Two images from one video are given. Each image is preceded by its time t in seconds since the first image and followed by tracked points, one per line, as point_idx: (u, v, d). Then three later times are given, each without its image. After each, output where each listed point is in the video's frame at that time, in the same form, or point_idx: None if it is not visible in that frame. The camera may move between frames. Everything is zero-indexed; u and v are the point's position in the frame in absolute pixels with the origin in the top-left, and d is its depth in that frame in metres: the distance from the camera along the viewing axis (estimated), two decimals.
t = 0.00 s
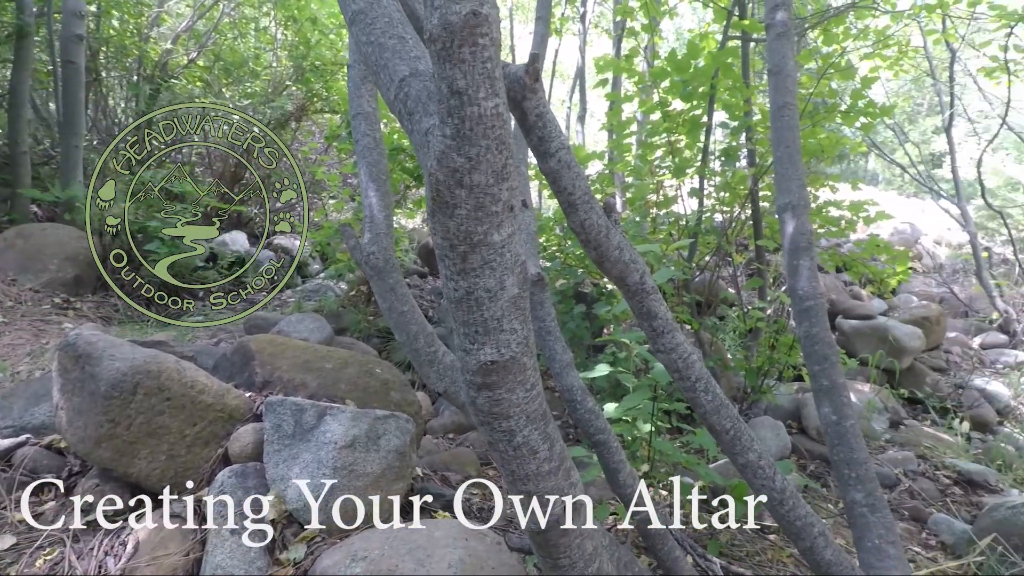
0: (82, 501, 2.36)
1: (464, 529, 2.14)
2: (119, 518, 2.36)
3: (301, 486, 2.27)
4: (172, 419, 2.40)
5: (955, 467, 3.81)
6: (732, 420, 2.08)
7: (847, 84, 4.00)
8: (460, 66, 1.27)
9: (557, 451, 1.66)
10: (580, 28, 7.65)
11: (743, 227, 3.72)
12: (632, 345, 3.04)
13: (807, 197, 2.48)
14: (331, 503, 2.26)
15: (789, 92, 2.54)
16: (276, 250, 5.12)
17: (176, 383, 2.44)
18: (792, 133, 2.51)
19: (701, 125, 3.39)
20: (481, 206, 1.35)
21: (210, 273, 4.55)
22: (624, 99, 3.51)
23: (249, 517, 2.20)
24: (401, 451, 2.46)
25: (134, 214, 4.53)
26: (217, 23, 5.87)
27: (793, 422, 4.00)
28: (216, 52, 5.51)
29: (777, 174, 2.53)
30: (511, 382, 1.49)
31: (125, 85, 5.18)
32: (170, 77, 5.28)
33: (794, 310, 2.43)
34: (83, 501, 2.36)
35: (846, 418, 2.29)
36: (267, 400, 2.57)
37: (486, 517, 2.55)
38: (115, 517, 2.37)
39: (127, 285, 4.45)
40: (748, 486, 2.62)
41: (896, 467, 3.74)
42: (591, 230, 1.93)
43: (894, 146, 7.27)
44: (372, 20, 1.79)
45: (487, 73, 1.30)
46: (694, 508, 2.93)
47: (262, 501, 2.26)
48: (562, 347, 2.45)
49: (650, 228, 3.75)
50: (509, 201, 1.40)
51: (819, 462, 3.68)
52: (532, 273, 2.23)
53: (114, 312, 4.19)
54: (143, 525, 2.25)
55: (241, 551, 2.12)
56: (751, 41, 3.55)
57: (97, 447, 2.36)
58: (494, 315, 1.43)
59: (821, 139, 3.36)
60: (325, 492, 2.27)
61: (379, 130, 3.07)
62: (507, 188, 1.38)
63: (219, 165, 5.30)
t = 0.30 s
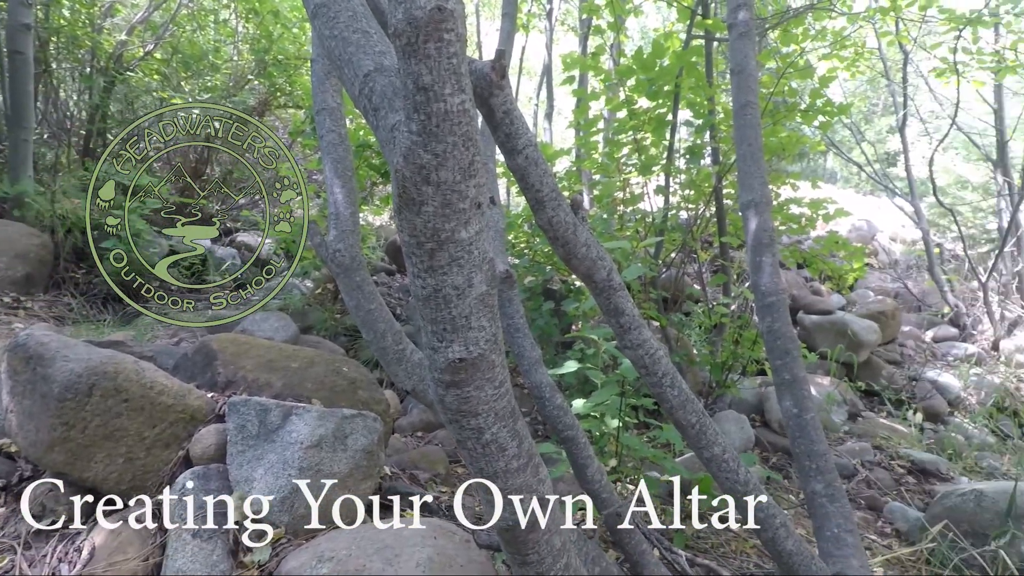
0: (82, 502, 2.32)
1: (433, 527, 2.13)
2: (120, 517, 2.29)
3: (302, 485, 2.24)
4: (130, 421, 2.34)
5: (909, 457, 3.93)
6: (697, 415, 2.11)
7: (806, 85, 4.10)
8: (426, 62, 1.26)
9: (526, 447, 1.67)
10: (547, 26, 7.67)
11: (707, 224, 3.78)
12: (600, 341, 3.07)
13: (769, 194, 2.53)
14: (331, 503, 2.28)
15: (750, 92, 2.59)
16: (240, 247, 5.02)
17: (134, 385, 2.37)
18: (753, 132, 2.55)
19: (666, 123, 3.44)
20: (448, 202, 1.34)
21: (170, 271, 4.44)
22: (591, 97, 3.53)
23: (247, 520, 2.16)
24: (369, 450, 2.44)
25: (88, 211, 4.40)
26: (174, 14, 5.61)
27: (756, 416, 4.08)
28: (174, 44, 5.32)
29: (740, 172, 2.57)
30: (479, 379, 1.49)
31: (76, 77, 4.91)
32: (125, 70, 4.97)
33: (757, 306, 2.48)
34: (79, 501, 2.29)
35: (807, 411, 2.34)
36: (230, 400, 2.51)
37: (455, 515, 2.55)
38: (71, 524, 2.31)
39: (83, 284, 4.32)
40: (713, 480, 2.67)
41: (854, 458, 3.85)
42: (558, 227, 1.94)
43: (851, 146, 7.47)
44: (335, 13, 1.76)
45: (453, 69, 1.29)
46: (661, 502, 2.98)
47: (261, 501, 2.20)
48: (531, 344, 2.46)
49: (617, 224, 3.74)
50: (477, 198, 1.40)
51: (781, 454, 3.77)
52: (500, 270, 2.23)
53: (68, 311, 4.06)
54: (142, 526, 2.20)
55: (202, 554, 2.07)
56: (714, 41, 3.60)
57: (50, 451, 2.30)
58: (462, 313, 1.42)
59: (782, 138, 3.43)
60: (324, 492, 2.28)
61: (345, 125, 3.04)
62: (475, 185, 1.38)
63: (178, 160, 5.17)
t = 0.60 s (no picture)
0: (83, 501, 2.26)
1: (406, 527, 2.12)
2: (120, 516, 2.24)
3: (302, 485, 2.26)
4: (91, 425, 2.28)
5: (872, 448, 4.03)
6: (668, 410, 2.13)
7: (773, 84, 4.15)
8: (396, 57, 1.25)
9: (499, 445, 1.66)
10: (518, 23, 7.65)
11: (678, 221, 3.83)
12: (573, 337, 3.08)
13: (738, 192, 2.56)
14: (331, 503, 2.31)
15: (719, 90, 2.62)
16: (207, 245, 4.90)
17: (96, 387, 2.30)
18: (722, 130, 2.58)
19: (638, 121, 3.46)
20: (419, 199, 1.33)
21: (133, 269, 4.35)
22: (563, 95, 3.53)
23: (249, 519, 2.15)
24: (340, 450, 2.42)
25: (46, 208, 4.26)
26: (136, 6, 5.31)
27: (725, 410, 4.14)
28: (135, 36, 5.09)
29: (709, 169, 2.60)
30: (452, 378, 1.48)
31: (32, 69, 4.68)
32: (85, 62, 4.83)
33: (726, 302, 2.51)
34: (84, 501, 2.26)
35: (775, 405, 2.38)
36: (197, 401, 2.47)
37: (427, 513, 2.55)
38: (28, 530, 2.24)
39: (41, 283, 4.19)
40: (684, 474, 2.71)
41: (820, 450, 3.94)
42: (531, 225, 1.93)
43: (816, 145, 7.62)
44: (302, 6, 1.73)
45: (423, 64, 1.27)
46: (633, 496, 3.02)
47: (261, 501, 2.18)
48: (504, 341, 2.46)
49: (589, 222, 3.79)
50: (448, 195, 1.38)
51: (750, 448, 3.84)
52: (473, 268, 2.22)
53: (26, 311, 3.94)
54: (143, 526, 2.11)
55: (168, 560, 2.01)
56: (684, 40, 3.63)
57: (6, 456, 2.22)
58: (434, 311, 1.41)
59: (750, 136, 3.49)
60: (325, 492, 2.31)
61: (314, 121, 2.99)
62: (446, 182, 1.37)
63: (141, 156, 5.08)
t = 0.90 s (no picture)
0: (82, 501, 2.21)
1: (385, 525, 2.11)
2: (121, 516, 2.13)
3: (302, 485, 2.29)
4: (61, 425, 2.24)
5: (845, 441, 4.10)
6: (648, 406, 2.14)
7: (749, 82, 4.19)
8: (372, 51, 1.23)
9: (478, 443, 1.66)
10: (497, 19, 7.64)
11: (656, 218, 3.85)
12: (553, 334, 3.09)
13: (715, 188, 2.58)
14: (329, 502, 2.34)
15: (696, 88, 2.64)
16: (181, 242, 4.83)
17: (65, 386, 2.27)
18: (699, 127, 2.60)
19: (616, 118, 3.48)
20: (397, 196, 1.32)
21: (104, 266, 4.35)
22: (541, 91, 3.53)
23: (248, 519, 2.14)
24: (319, 448, 2.40)
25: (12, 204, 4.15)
26: None
27: (703, 405, 4.18)
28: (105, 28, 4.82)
29: (687, 166, 2.61)
30: (431, 376, 1.47)
31: None
32: (52, 55, 4.69)
33: (704, 298, 2.53)
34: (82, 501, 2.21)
35: (752, 400, 2.41)
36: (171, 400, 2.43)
37: (407, 511, 2.54)
38: None
39: (8, 281, 4.08)
40: (663, 469, 2.74)
41: (795, 443, 3.99)
42: (510, 222, 1.93)
43: (791, 142, 7.71)
44: None
45: (400, 60, 1.26)
46: (612, 491, 3.05)
47: (261, 501, 2.18)
48: (484, 338, 2.45)
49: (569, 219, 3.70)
50: (426, 192, 1.38)
51: (727, 442, 3.88)
52: (452, 265, 2.22)
53: None
54: (144, 526, 2.08)
55: (141, 562, 1.97)
56: (661, 37, 3.65)
57: None
58: (412, 309, 1.40)
59: (727, 133, 3.52)
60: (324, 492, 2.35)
61: (289, 116, 2.96)
62: (424, 179, 1.36)
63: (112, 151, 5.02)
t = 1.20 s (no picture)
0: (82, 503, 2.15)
1: (373, 525, 2.10)
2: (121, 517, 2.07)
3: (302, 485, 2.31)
4: (44, 426, 2.22)
5: (830, 437, 4.15)
6: (636, 403, 2.14)
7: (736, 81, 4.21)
8: (360, 48, 1.22)
9: (467, 441, 1.65)
10: (486, 16, 7.63)
11: (644, 216, 3.87)
12: (542, 332, 3.10)
13: (703, 187, 2.59)
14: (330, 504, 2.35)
15: (683, 87, 2.64)
16: (166, 241, 4.78)
17: (47, 387, 2.25)
18: (687, 126, 2.61)
19: (604, 116, 3.48)
20: (384, 194, 1.31)
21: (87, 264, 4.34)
22: (530, 89, 3.52)
23: (249, 519, 2.14)
24: (306, 448, 2.39)
25: None
26: None
27: (691, 402, 4.20)
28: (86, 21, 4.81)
29: (674, 164, 2.62)
30: (420, 374, 1.47)
31: None
32: (33, 49, 4.59)
33: (692, 296, 2.53)
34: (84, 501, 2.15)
35: (738, 397, 2.42)
36: (155, 401, 2.40)
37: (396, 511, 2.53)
38: None
39: None
40: (651, 467, 2.75)
41: (781, 439, 4.02)
42: (498, 220, 1.92)
43: (777, 141, 7.75)
44: None
45: (387, 56, 1.25)
46: (601, 489, 3.06)
47: (261, 501, 2.18)
48: (473, 336, 2.45)
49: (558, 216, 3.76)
50: (414, 189, 1.37)
51: (714, 438, 3.91)
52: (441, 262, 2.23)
53: None
54: (143, 526, 2.05)
55: (126, 564, 1.94)
56: (649, 35, 3.65)
57: None
58: (401, 307, 1.39)
59: (714, 132, 3.53)
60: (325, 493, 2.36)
61: (276, 112, 2.94)
62: (412, 176, 1.35)
63: (95, 148, 4.98)
